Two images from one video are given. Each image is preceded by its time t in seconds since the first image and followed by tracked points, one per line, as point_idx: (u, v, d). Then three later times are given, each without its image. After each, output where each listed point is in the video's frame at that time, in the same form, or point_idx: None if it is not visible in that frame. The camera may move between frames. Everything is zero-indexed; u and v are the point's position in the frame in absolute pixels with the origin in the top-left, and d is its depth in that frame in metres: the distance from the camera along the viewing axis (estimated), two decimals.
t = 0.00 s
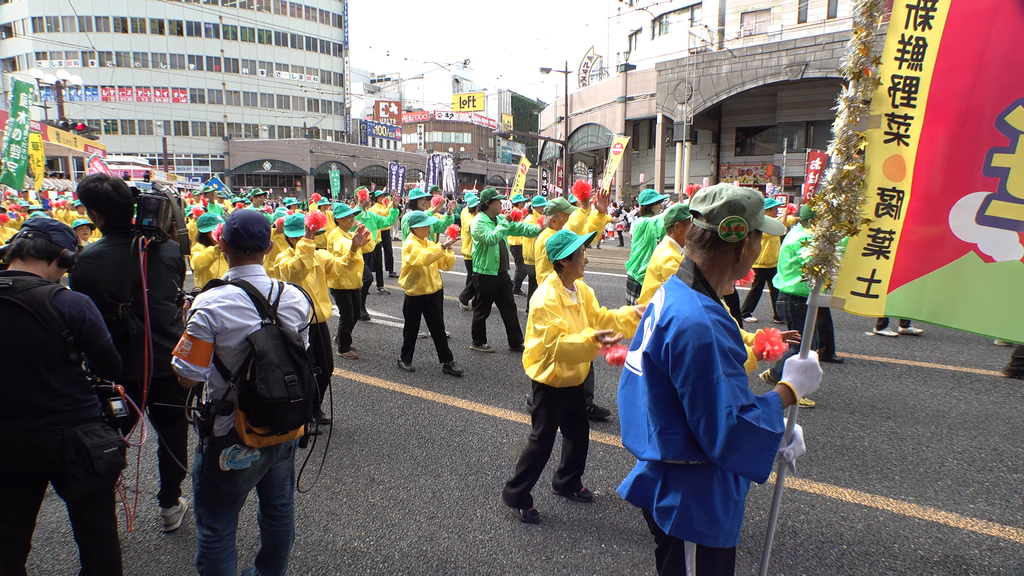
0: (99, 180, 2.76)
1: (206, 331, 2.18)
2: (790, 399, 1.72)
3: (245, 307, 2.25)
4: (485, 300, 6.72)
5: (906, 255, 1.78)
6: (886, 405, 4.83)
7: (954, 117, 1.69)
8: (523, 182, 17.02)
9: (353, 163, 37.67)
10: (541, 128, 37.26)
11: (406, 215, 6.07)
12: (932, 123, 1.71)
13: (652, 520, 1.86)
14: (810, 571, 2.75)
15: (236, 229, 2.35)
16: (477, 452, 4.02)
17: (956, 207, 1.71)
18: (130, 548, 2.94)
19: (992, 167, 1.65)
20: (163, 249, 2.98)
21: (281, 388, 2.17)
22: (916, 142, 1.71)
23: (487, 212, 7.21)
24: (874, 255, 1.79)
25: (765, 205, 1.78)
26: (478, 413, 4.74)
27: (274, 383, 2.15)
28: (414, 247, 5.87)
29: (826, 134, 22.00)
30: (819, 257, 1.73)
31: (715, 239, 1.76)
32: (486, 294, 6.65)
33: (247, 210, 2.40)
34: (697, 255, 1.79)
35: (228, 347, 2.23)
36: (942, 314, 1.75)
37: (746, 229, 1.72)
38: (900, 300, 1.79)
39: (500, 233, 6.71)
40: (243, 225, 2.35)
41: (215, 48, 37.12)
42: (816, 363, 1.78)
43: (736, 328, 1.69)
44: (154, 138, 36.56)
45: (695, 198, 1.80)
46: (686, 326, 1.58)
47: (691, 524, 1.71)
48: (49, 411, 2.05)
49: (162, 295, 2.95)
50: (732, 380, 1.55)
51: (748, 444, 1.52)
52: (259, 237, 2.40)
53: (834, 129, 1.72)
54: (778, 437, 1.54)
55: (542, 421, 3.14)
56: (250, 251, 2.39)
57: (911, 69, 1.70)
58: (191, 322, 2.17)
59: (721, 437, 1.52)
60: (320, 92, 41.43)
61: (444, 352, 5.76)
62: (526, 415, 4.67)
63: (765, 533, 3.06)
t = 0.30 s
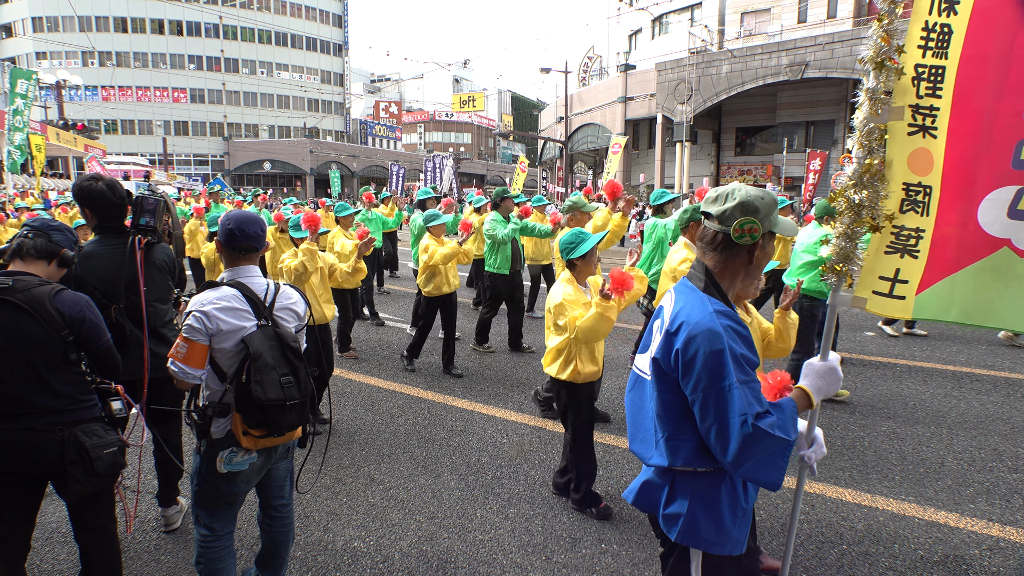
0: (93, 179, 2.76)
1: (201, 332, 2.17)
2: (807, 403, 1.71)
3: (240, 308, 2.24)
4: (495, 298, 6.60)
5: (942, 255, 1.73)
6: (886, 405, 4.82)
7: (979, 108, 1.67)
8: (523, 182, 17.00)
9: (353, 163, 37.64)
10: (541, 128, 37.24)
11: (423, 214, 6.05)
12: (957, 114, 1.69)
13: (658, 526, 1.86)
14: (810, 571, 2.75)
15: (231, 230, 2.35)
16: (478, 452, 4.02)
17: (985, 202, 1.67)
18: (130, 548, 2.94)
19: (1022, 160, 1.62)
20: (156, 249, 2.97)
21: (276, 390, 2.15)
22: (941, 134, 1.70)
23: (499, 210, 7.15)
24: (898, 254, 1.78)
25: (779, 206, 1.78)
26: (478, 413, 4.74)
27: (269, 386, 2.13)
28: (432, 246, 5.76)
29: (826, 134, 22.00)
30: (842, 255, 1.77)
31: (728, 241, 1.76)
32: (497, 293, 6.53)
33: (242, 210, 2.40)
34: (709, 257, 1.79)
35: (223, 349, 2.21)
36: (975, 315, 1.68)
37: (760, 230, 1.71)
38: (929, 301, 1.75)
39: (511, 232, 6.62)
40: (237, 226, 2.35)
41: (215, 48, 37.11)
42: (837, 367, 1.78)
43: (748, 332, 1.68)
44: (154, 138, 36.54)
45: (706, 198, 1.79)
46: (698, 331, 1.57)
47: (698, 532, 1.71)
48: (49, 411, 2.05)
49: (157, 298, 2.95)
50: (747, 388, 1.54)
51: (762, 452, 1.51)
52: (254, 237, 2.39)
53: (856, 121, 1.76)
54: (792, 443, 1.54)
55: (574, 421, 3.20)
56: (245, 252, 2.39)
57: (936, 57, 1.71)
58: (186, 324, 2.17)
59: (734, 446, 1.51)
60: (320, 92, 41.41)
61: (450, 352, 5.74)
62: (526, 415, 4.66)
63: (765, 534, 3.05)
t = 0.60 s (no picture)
0: (80, 179, 2.79)
1: (189, 330, 2.17)
2: (822, 405, 1.72)
3: (229, 306, 2.23)
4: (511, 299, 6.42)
5: (959, 260, 1.76)
6: (885, 405, 4.82)
7: (999, 108, 1.67)
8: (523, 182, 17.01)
9: (353, 163, 37.63)
10: (541, 128, 37.22)
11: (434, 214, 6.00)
12: (977, 113, 1.69)
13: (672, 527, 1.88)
14: (810, 572, 2.74)
15: (222, 227, 2.34)
16: (478, 452, 4.02)
17: (1009, 205, 1.68)
18: (130, 548, 2.94)
19: None
20: (143, 251, 2.99)
21: (264, 389, 2.16)
22: (961, 134, 1.70)
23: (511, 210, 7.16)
24: (912, 255, 1.79)
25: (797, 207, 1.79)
26: (478, 413, 4.73)
27: (257, 384, 2.14)
28: (444, 251, 5.68)
29: (826, 134, 22.00)
30: (856, 257, 1.79)
31: (744, 241, 1.75)
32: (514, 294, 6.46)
33: (232, 206, 2.39)
34: (725, 257, 1.79)
35: (211, 347, 2.21)
36: (1002, 318, 1.72)
37: (777, 230, 1.71)
38: (948, 306, 1.77)
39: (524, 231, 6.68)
40: (227, 222, 2.34)
41: (215, 48, 37.09)
42: (852, 371, 1.80)
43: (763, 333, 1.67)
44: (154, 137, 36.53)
45: (723, 198, 1.78)
46: (711, 330, 1.58)
47: (711, 533, 1.72)
48: (48, 411, 2.05)
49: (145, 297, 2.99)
50: (760, 388, 1.53)
51: (774, 453, 1.51)
52: (245, 234, 2.38)
53: (869, 123, 1.77)
54: (805, 445, 1.53)
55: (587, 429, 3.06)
56: (237, 249, 2.38)
57: (953, 54, 1.69)
58: (174, 322, 2.16)
59: (745, 446, 1.51)
60: (320, 92, 41.40)
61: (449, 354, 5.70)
62: (526, 416, 4.65)
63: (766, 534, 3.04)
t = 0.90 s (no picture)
0: (67, 178, 2.78)
1: (180, 329, 2.16)
2: (846, 402, 1.72)
3: (221, 306, 2.22)
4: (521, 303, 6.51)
5: (980, 260, 1.74)
6: (886, 405, 4.81)
7: None
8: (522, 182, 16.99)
9: (353, 163, 37.56)
10: (541, 128, 37.20)
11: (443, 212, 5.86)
12: (1000, 110, 1.68)
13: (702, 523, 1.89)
14: (810, 571, 2.72)
15: (216, 226, 2.35)
16: (478, 452, 4.01)
17: None
18: (130, 549, 2.94)
19: None
20: (128, 253, 3.02)
21: (253, 390, 2.15)
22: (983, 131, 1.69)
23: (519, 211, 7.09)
24: (929, 254, 1.80)
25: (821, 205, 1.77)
26: (478, 413, 4.73)
27: (245, 385, 2.14)
28: (451, 250, 5.61)
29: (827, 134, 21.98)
30: (874, 255, 1.79)
31: (770, 240, 1.75)
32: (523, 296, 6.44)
33: (227, 206, 2.38)
34: (750, 256, 1.78)
35: (202, 346, 2.21)
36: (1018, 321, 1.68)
37: (802, 228, 1.72)
38: (971, 305, 1.75)
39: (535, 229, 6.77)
40: (222, 221, 2.34)
41: (214, 48, 37.08)
42: (875, 367, 1.78)
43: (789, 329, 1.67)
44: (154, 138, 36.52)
45: (745, 199, 1.81)
46: (738, 327, 1.59)
47: (742, 529, 1.73)
48: (48, 411, 2.05)
49: (126, 300, 2.99)
50: (787, 383, 1.54)
51: (802, 449, 1.51)
52: (239, 234, 2.38)
53: (887, 122, 1.80)
54: (833, 441, 1.53)
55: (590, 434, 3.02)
56: (231, 249, 2.38)
57: (976, 51, 1.70)
58: (164, 321, 2.15)
59: (773, 441, 1.52)
60: (320, 93, 41.38)
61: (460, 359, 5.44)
62: (525, 416, 4.65)
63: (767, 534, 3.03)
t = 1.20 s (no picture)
0: (61, 179, 2.83)
1: (175, 331, 2.16)
2: (869, 397, 1.74)
3: (215, 307, 2.22)
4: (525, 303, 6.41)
5: (1005, 254, 1.75)
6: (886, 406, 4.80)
7: None
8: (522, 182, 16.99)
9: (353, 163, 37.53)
10: (541, 128, 37.18)
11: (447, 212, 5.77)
12: None
13: (723, 516, 1.89)
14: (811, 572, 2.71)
15: (210, 227, 2.33)
16: (478, 452, 4.02)
17: None
18: (130, 548, 2.94)
19: None
20: (122, 254, 3.00)
21: (249, 392, 2.15)
22: (1009, 126, 1.70)
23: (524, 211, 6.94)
24: (951, 248, 1.82)
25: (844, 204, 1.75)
26: (478, 413, 4.74)
27: (241, 388, 2.14)
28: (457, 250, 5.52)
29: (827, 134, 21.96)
30: (899, 251, 1.78)
31: (791, 237, 1.76)
32: (530, 299, 6.33)
33: (220, 207, 2.38)
34: (773, 253, 1.78)
35: (197, 348, 2.20)
36: None
37: (824, 226, 1.71)
38: (995, 298, 1.76)
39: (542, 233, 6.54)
40: (216, 222, 2.33)
41: (215, 48, 37.09)
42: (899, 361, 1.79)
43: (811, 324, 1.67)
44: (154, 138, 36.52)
45: (769, 196, 1.81)
46: (761, 320, 1.60)
47: (764, 522, 1.72)
48: (49, 411, 2.05)
49: (117, 300, 2.94)
50: (809, 375, 1.54)
51: (823, 441, 1.51)
52: (234, 233, 2.37)
53: (911, 121, 1.81)
54: (854, 434, 1.53)
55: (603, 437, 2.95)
56: (225, 249, 2.37)
57: (1002, 46, 1.71)
58: (159, 322, 2.15)
59: (794, 432, 1.52)
60: (320, 93, 41.38)
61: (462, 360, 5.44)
62: (526, 416, 4.65)
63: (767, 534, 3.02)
